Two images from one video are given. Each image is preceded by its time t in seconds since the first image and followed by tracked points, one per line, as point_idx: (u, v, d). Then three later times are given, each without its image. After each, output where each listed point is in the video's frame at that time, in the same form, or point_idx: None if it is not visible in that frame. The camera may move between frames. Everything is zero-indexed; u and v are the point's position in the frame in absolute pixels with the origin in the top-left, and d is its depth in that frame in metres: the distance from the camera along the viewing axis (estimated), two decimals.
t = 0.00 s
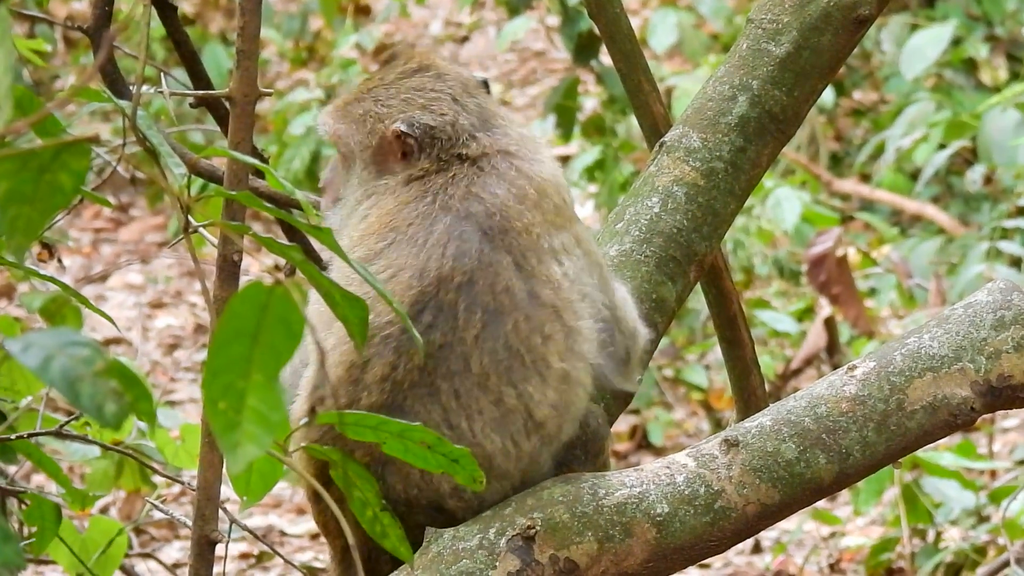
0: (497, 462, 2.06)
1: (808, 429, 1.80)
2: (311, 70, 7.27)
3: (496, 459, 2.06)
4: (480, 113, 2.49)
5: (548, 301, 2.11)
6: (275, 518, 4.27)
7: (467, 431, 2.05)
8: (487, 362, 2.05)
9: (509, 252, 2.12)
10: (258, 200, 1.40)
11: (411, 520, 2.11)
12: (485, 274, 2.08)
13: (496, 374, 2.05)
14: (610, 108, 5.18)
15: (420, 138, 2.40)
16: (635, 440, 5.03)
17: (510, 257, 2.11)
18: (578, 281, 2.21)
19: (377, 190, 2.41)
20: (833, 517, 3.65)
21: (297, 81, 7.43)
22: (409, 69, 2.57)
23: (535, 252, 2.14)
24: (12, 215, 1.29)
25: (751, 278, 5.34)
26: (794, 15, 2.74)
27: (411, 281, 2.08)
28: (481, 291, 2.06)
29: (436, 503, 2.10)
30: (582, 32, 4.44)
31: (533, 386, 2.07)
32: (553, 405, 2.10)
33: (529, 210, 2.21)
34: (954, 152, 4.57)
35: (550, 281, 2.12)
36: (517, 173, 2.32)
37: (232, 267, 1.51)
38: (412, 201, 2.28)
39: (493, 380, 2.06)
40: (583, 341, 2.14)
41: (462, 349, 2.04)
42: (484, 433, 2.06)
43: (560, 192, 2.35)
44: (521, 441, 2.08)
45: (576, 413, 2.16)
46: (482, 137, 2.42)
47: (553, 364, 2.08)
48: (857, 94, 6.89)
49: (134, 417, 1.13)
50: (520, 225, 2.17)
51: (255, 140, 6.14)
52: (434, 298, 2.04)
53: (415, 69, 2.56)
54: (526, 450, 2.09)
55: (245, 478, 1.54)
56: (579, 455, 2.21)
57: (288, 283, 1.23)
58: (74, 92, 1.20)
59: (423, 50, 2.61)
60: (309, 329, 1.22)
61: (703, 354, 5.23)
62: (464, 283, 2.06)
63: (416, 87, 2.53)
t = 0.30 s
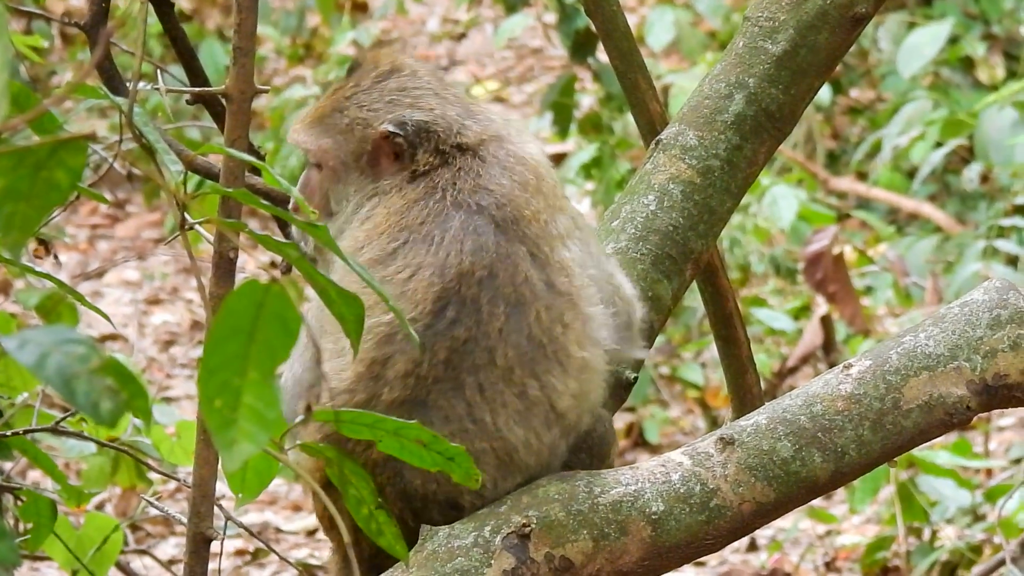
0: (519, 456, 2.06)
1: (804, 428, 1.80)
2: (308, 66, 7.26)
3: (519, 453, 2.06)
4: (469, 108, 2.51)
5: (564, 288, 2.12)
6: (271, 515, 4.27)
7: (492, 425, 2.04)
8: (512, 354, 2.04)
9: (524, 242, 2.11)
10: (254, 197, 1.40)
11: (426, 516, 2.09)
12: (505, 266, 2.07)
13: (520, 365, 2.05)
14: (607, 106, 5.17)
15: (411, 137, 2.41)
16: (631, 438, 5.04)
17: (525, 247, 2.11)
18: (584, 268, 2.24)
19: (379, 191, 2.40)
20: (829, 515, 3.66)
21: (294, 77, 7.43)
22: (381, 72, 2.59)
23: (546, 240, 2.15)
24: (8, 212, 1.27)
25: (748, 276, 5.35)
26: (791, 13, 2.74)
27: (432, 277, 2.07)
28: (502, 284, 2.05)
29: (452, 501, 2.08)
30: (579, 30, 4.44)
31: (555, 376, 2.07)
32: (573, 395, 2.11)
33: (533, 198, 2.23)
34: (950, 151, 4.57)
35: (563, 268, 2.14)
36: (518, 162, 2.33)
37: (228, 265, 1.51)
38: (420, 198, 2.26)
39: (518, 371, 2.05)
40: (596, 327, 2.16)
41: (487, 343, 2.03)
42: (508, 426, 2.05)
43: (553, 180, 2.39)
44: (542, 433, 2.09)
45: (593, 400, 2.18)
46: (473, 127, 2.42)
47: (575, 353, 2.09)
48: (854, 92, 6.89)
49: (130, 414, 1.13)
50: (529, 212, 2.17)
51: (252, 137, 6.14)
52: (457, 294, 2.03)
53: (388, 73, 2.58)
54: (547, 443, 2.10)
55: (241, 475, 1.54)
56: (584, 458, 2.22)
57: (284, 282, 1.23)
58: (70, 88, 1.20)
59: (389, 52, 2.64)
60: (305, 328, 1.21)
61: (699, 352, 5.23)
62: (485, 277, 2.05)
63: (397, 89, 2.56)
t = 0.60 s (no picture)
0: (535, 452, 2.04)
1: (802, 426, 1.81)
2: (305, 64, 7.25)
3: (534, 448, 2.04)
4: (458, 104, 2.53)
5: (569, 280, 2.14)
6: (269, 511, 4.27)
7: (508, 419, 2.03)
8: (528, 349, 2.05)
9: (530, 234, 2.13)
10: (253, 194, 1.40)
11: (439, 513, 2.04)
12: (515, 260, 2.08)
13: (535, 359, 2.06)
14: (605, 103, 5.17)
15: (406, 135, 2.42)
16: (629, 435, 5.04)
17: (532, 239, 2.12)
18: (585, 259, 2.27)
19: (379, 192, 2.40)
20: (827, 513, 3.66)
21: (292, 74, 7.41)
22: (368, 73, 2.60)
23: (550, 232, 2.17)
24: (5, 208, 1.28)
25: (745, 274, 5.35)
26: (789, 11, 2.74)
27: (443, 274, 2.06)
28: (514, 278, 2.06)
29: (463, 498, 2.02)
30: (577, 27, 4.43)
31: (568, 369, 2.09)
32: (586, 387, 2.12)
33: (533, 191, 2.25)
34: (948, 149, 4.57)
35: (566, 260, 2.17)
36: (515, 155, 2.36)
37: (226, 262, 1.51)
38: (425, 196, 2.26)
39: (532, 365, 2.06)
40: (599, 317, 2.20)
41: (503, 338, 2.03)
42: (523, 421, 2.04)
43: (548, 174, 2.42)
44: (554, 428, 2.08)
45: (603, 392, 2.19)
46: (465, 121, 2.44)
47: (585, 344, 2.12)
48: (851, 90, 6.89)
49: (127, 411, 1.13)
50: (532, 204, 2.19)
51: (249, 134, 6.13)
52: (471, 290, 2.03)
53: (374, 72, 2.59)
54: (560, 437, 2.09)
55: (239, 474, 1.54)
56: (588, 457, 2.18)
57: (283, 279, 1.22)
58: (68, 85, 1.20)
59: (373, 52, 2.63)
60: (303, 327, 1.21)
61: (697, 350, 5.23)
62: (497, 272, 2.05)
63: (385, 87, 2.58)
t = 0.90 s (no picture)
0: (521, 456, 2.04)
1: (805, 423, 1.80)
2: (305, 60, 7.24)
3: (521, 451, 2.04)
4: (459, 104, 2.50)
5: (559, 287, 2.13)
6: (270, 508, 4.27)
7: (493, 425, 2.03)
8: (511, 354, 2.04)
9: (518, 240, 2.12)
10: (254, 193, 1.39)
11: (432, 514, 2.06)
12: (501, 265, 2.07)
13: (519, 365, 2.05)
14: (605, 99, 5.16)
15: (411, 129, 2.41)
16: (630, 431, 5.04)
17: (521, 245, 2.12)
18: (577, 266, 2.26)
19: (370, 187, 2.41)
20: (828, 508, 3.66)
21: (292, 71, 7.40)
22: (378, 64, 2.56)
23: (541, 238, 2.16)
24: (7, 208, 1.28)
25: (745, 270, 5.35)
26: (790, 7, 2.74)
27: (428, 276, 2.06)
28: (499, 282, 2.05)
29: (458, 500, 2.05)
30: (577, 23, 4.42)
31: (555, 376, 2.07)
32: (573, 394, 2.11)
33: (526, 196, 2.24)
34: (948, 143, 4.57)
35: (557, 266, 2.15)
36: (509, 160, 2.35)
37: (227, 261, 1.50)
38: (413, 197, 2.26)
39: (517, 371, 2.05)
40: (591, 325, 2.17)
41: (486, 343, 2.03)
42: (508, 425, 2.04)
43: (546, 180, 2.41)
44: (543, 432, 2.07)
45: (592, 400, 2.17)
46: (468, 125, 2.43)
47: (572, 351, 2.10)
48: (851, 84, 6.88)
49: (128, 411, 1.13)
50: (522, 210, 2.18)
51: (249, 131, 6.12)
52: (455, 293, 2.02)
53: (382, 64, 2.56)
54: (547, 441, 2.08)
55: (241, 474, 1.54)
56: (586, 453, 2.16)
57: (285, 278, 1.22)
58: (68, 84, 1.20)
59: (386, 42, 2.59)
60: (304, 326, 1.21)
61: (697, 345, 5.23)
62: (481, 276, 2.05)
63: (391, 80, 2.55)
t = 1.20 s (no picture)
0: (504, 453, 2.06)
1: (803, 417, 1.80)
2: (303, 56, 7.23)
3: (504, 449, 2.06)
4: (457, 99, 2.48)
5: (541, 287, 2.13)
6: (271, 505, 4.27)
7: (474, 423, 2.05)
8: (489, 353, 2.05)
9: (500, 239, 2.13)
10: (250, 191, 1.39)
11: (417, 513, 2.08)
12: (480, 264, 2.09)
13: (498, 364, 2.06)
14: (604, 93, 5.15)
15: (391, 129, 2.38)
16: (632, 425, 5.04)
17: (501, 245, 2.13)
18: (565, 265, 2.25)
19: (353, 180, 2.44)
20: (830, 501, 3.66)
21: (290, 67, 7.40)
22: (387, 52, 2.52)
23: (524, 238, 2.17)
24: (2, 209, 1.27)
25: (746, 263, 5.35)
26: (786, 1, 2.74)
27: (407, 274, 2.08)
28: (477, 281, 2.06)
29: (444, 496, 2.06)
30: (575, 17, 4.40)
31: (535, 374, 2.08)
32: (555, 392, 2.11)
33: (511, 196, 2.24)
34: (948, 135, 4.56)
35: (540, 266, 2.15)
36: (496, 161, 2.34)
37: (223, 261, 1.50)
38: (394, 195, 2.29)
39: (496, 369, 2.06)
40: (576, 326, 2.16)
41: (464, 341, 2.04)
42: (490, 423, 2.05)
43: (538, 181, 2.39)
44: (525, 429, 2.08)
45: (577, 397, 2.17)
46: (460, 128, 2.42)
47: (553, 351, 2.09)
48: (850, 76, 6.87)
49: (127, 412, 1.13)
50: (505, 211, 2.18)
51: (248, 127, 6.11)
52: (432, 292, 2.04)
53: (393, 51, 2.52)
54: (531, 438, 2.09)
55: (239, 472, 1.54)
56: (576, 443, 2.20)
57: (280, 276, 1.21)
58: (68, 83, 1.22)
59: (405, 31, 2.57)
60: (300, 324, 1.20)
61: (698, 339, 5.23)
62: (459, 275, 2.06)
63: (389, 69, 2.49)
